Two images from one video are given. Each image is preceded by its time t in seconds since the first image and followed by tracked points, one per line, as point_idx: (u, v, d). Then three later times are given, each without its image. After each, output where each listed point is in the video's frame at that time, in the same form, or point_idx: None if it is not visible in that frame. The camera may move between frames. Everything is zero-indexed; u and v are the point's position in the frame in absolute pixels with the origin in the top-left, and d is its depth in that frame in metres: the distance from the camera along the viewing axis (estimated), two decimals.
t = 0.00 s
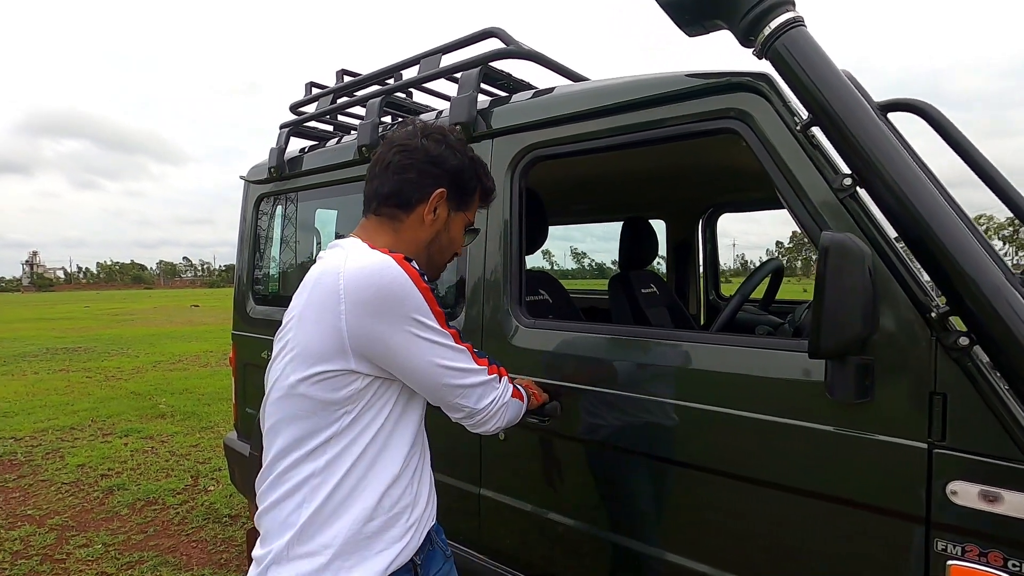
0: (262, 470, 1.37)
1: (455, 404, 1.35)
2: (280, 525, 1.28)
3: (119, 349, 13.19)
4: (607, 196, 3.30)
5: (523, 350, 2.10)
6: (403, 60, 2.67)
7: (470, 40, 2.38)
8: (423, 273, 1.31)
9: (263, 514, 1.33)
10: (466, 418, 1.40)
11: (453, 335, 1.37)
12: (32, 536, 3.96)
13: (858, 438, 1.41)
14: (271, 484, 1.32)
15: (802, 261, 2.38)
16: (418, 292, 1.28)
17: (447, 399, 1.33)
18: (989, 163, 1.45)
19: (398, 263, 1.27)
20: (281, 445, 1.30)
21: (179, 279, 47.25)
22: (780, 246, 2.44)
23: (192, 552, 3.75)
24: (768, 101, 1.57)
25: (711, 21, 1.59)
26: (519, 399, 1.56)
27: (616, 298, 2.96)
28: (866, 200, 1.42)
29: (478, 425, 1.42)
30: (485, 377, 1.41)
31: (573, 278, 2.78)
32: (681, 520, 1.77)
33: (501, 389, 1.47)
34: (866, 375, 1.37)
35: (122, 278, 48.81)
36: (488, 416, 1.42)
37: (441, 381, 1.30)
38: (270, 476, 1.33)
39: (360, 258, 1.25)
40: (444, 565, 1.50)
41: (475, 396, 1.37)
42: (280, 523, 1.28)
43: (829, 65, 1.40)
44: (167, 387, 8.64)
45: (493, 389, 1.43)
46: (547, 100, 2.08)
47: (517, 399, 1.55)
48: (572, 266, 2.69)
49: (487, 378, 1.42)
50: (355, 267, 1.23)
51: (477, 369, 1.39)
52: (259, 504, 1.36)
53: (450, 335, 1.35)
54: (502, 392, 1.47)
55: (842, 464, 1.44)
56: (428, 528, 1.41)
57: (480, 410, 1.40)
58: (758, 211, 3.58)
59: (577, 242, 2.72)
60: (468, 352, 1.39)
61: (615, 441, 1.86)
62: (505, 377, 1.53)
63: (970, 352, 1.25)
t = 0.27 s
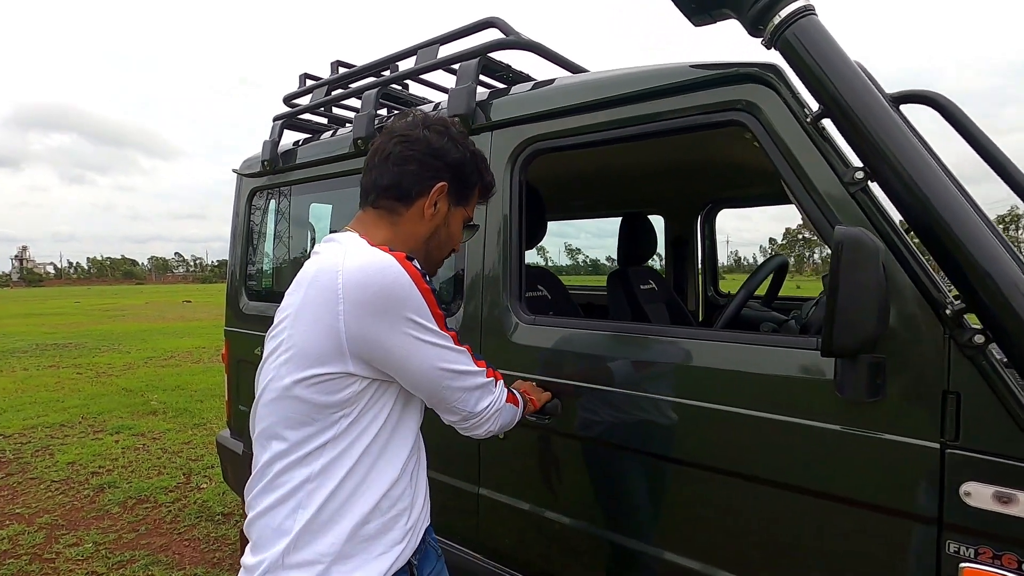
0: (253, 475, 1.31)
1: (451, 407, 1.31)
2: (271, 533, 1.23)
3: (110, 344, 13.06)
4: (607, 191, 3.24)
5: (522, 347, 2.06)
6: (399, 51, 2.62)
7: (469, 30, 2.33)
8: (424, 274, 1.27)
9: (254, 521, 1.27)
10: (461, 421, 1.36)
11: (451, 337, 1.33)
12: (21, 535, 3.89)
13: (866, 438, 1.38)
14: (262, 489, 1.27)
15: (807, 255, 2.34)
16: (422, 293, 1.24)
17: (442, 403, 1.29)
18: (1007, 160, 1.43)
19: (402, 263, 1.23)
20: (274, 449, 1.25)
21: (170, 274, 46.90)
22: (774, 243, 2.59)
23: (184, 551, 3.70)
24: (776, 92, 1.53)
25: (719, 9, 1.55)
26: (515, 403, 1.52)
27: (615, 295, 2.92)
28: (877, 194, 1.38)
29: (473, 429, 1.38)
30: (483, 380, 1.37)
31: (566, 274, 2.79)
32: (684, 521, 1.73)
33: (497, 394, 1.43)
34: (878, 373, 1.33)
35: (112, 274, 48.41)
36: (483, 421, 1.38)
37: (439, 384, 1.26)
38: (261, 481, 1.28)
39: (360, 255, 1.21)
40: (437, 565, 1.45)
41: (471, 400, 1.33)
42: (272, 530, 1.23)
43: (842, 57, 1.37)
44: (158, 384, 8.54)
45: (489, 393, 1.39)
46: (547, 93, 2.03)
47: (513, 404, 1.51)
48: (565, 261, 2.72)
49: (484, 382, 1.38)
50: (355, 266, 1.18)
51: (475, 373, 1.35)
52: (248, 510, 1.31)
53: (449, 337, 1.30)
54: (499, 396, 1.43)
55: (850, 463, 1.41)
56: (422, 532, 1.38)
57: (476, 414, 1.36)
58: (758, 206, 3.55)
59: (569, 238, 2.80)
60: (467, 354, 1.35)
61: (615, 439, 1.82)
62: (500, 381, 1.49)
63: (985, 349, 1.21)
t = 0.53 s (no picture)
0: (239, 493, 1.26)
1: (445, 429, 1.27)
2: (257, 555, 1.18)
3: (104, 346, 12.95)
4: (610, 195, 3.22)
5: (522, 355, 1.97)
6: (402, 52, 2.58)
7: (474, 31, 2.30)
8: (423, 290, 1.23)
9: (239, 542, 1.22)
10: (455, 443, 1.32)
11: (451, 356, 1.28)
12: (12, 541, 3.83)
13: (882, 451, 1.32)
14: (249, 509, 1.21)
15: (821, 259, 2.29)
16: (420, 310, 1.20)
17: (436, 424, 1.25)
18: None
19: (401, 278, 1.19)
20: (263, 467, 1.20)
21: (166, 275, 46.70)
22: (768, 248, 2.94)
23: (178, 557, 3.63)
24: (791, 95, 1.46)
25: (733, 11, 1.51)
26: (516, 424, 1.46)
27: (618, 300, 2.89)
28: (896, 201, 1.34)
29: (467, 451, 1.33)
30: (480, 402, 1.33)
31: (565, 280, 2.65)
32: (690, 534, 1.66)
33: (495, 416, 1.38)
34: (897, 385, 1.28)
35: (107, 274, 48.18)
36: (477, 443, 1.33)
37: (434, 405, 1.22)
38: (248, 500, 1.22)
39: (358, 268, 1.17)
40: None
41: (466, 422, 1.29)
42: (258, 552, 1.18)
43: (862, 60, 1.31)
44: (152, 386, 8.46)
45: (486, 415, 1.34)
46: (552, 95, 1.97)
47: (514, 424, 1.46)
48: (564, 265, 2.59)
49: (481, 404, 1.33)
50: (352, 279, 1.14)
51: (472, 393, 1.30)
52: (233, 530, 1.25)
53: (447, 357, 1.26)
54: (496, 418, 1.38)
55: (865, 476, 1.35)
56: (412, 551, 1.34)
57: (471, 436, 1.31)
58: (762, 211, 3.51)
59: (567, 241, 2.62)
60: (465, 374, 1.31)
61: (619, 450, 1.75)
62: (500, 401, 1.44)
63: (1010, 360, 1.17)
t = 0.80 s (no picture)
0: (229, 508, 1.23)
1: (422, 458, 1.16)
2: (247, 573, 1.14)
3: (107, 351, 12.96)
4: (615, 201, 3.24)
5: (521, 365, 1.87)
6: (409, 59, 2.57)
7: (482, 38, 2.29)
8: (407, 302, 1.16)
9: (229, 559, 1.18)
10: (435, 478, 1.20)
11: (438, 377, 1.18)
12: (13, 547, 3.80)
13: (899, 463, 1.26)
14: (238, 525, 1.18)
15: (830, 265, 2.24)
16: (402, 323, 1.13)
17: (413, 450, 1.15)
18: None
19: (383, 285, 1.13)
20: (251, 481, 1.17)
21: (168, 280, 46.75)
22: (771, 253, 2.94)
23: (180, 564, 3.61)
24: (805, 103, 1.40)
25: (745, 18, 1.49)
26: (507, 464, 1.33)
27: (624, 306, 2.80)
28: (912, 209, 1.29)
29: (450, 489, 1.21)
30: (467, 434, 1.20)
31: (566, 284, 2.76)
32: (696, 549, 1.59)
33: (484, 455, 1.25)
34: (917, 398, 1.22)
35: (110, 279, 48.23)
36: (459, 481, 1.20)
37: (412, 427, 1.12)
38: (237, 516, 1.19)
39: (343, 275, 1.13)
40: None
41: (447, 455, 1.17)
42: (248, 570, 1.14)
43: (877, 68, 1.28)
44: (155, 392, 8.44)
45: (473, 451, 1.22)
46: (557, 103, 1.87)
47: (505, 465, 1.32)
48: (564, 270, 2.68)
49: (467, 437, 1.20)
50: (337, 287, 1.11)
51: (456, 423, 1.19)
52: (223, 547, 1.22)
53: (431, 377, 1.17)
54: (485, 458, 1.24)
55: (877, 487, 1.29)
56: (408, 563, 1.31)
57: (452, 473, 1.18)
58: (768, 217, 3.48)
59: (567, 247, 2.76)
60: (450, 401, 1.20)
61: (619, 461, 1.68)
62: (495, 440, 1.31)
63: None
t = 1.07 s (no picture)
0: (227, 495, 1.24)
1: (384, 442, 1.13)
2: (246, 556, 1.16)
3: (115, 349, 13.05)
4: (619, 197, 3.24)
5: (519, 362, 1.85)
6: (411, 57, 2.57)
7: (484, 35, 2.29)
8: (378, 288, 1.14)
9: (229, 544, 1.20)
10: (399, 465, 1.16)
11: (404, 363, 1.15)
12: (24, 543, 3.85)
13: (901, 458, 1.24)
14: (236, 510, 1.20)
15: (836, 260, 2.22)
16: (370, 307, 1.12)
17: (376, 433, 1.12)
18: None
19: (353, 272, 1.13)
20: (244, 466, 1.18)
21: (175, 278, 46.98)
22: (777, 249, 2.88)
23: (188, 560, 3.64)
24: (808, 97, 1.39)
25: (748, 13, 1.47)
26: (483, 462, 1.27)
27: (629, 304, 2.79)
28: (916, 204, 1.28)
29: (417, 476, 1.17)
30: (430, 422, 1.16)
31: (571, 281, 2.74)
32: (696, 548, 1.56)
33: (451, 447, 1.19)
34: (921, 393, 1.21)
35: (117, 277, 48.51)
36: (423, 468, 1.16)
37: (372, 408, 1.10)
38: (235, 501, 1.21)
39: (321, 260, 1.14)
40: None
41: (409, 440, 1.13)
42: (246, 553, 1.16)
43: (882, 63, 1.27)
44: (163, 389, 8.50)
45: (438, 440, 1.17)
46: (558, 99, 1.86)
47: (480, 462, 1.26)
48: (568, 266, 2.65)
49: (431, 424, 1.16)
50: (315, 271, 1.12)
51: (419, 409, 1.15)
52: (224, 533, 1.23)
53: (395, 361, 1.14)
54: (450, 448, 1.19)
55: (879, 483, 1.27)
56: (407, 550, 1.30)
57: (415, 459, 1.14)
58: (774, 212, 3.45)
59: (573, 244, 2.73)
60: (416, 388, 1.16)
61: (616, 459, 1.66)
62: (466, 432, 1.25)
63: None
